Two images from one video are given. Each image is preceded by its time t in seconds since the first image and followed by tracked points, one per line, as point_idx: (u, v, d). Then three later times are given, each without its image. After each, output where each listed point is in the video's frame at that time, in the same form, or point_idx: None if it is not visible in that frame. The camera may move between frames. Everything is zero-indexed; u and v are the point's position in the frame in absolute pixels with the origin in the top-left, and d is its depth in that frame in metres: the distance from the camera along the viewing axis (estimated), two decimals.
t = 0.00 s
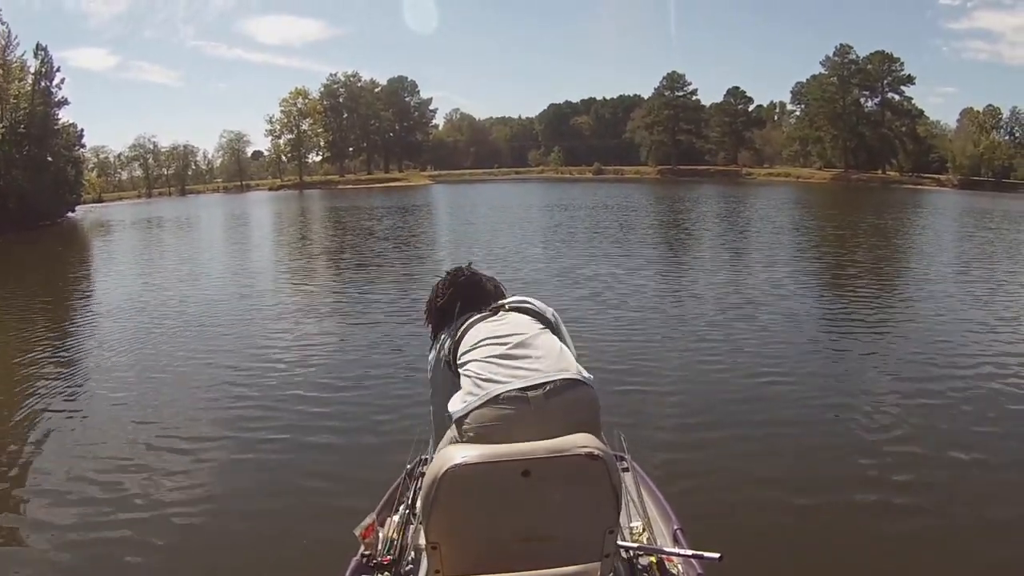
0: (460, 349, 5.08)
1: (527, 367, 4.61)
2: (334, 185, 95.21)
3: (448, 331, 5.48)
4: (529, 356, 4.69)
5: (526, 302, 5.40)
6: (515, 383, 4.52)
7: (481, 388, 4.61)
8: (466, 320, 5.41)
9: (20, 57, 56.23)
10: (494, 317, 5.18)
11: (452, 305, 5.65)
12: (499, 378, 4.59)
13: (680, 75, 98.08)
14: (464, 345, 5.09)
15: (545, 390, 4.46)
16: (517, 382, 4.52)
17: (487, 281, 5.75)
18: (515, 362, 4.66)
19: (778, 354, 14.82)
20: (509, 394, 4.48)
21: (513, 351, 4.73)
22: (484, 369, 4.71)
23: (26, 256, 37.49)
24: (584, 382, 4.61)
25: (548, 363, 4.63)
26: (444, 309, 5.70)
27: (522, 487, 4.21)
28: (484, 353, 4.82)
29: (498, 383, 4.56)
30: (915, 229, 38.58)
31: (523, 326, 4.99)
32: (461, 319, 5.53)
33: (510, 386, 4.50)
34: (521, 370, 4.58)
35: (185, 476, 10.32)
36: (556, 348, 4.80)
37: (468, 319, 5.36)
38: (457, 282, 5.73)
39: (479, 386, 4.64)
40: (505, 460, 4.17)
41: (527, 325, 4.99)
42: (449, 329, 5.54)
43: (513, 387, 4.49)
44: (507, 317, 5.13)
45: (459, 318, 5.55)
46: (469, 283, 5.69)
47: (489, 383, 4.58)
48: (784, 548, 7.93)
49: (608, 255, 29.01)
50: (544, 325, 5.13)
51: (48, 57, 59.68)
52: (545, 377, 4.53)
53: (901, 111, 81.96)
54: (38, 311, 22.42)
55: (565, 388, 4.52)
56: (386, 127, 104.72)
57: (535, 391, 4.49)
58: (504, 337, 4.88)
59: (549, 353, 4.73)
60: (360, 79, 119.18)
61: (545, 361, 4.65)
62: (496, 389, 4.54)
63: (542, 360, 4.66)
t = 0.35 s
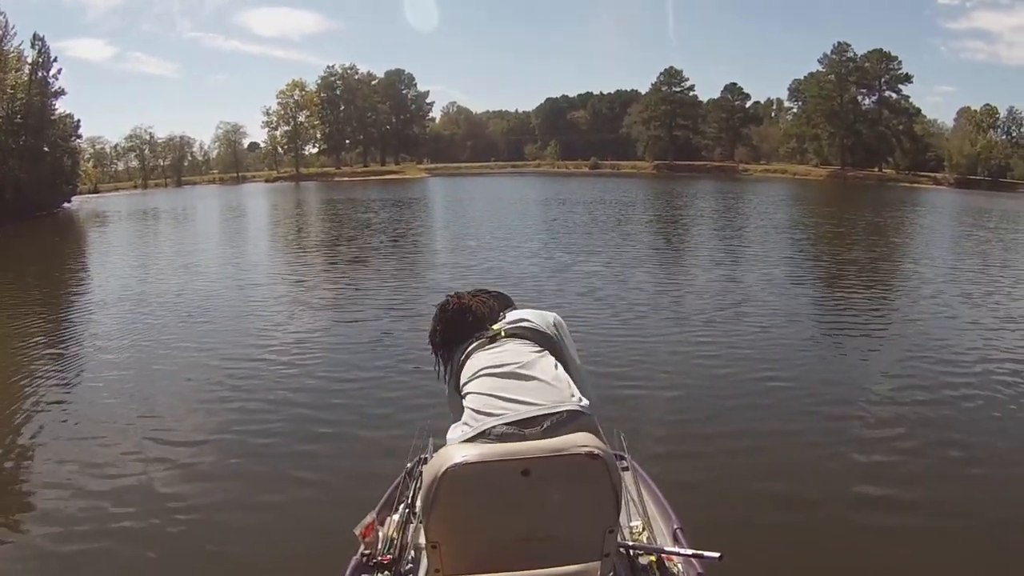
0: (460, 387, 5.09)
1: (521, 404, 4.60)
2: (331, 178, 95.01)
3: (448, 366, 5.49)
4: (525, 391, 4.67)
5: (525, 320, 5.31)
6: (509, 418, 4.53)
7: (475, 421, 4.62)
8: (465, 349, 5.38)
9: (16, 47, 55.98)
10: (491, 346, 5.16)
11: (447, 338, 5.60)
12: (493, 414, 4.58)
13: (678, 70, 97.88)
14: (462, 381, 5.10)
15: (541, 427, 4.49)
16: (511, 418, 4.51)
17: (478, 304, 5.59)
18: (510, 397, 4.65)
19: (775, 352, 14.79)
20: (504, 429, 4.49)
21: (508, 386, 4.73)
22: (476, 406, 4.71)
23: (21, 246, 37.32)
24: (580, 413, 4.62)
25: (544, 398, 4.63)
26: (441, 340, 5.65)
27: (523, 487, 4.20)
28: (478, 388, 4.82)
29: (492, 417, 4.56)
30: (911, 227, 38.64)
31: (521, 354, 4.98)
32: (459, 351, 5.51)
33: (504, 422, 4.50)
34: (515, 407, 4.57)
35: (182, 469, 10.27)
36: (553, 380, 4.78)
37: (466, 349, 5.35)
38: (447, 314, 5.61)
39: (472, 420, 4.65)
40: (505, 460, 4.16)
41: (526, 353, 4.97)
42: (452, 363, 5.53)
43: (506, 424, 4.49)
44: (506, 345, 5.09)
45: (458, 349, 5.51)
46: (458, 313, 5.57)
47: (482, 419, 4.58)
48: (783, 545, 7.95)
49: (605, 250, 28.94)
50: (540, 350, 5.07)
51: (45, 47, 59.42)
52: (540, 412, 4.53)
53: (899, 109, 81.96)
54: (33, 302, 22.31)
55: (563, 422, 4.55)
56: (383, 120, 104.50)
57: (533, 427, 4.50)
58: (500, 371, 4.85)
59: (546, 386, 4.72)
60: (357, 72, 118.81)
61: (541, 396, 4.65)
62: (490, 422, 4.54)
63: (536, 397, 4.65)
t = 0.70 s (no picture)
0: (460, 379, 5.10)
1: (521, 401, 4.61)
2: (326, 175, 94.94)
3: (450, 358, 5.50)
4: (525, 388, 4.69)
5: (528, 318, 5.33)
6: (509, 415, 4.54)
7: (475, 417, 4.63)
8: (467, 343, 5.39)
9: (10, 45, 55.88)
10: (493, 341, 5.16)
11: (449, 331, 5.61)
12: (493, 411, 4.59)
13: (673, 67, 97.86)
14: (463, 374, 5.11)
15: (542, 424, 4.50)
16: (511, 415, 4.53)
17: (482, 298, 5.62)
18: (510, 394, 4.66)
19: (772, 349, 14.82)
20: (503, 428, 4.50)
21: (509, 382, 4.74)
22: (476, 402, 4.72)
23: (15, 245, 37.23)
24: (581, 411, 4.62)
25: (544, 395, 4.64)
26: (442, 333, 5.67)
27: (522, 486, 4.21)
28: (478, 383, 4.83)
29: (492, 414, 4.57)
30: (905, 223, 38.74)
31: (522, 351, 4.99)
32: (461, 344, 5.52)
33: (504, 419, 4.51)
34: (515, 405, 4.58)
35: (181, 469, 10.25)
36: (553, 377, 4.78)
37: (468, 344, 5.36)
38: (450, 308, 5.63)
39: (472, 416, 4.66)
40: (505, 460, 4.16)
41: (526, 350, 4.98)
42: (453, 355, 5.54)
43: (506, 420, 4.50)
44: (507, 341, 5.10)
45: (460, 342, 5.52)
46: (462, 306, 5.59)
47: (482, 416, 4.60)
48: (781, 543, 7.99)
49: (601, 247, 28.93)
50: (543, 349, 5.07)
51: (39, 45, 59.26)
52: (541, 409, 4.55)
53: (893, 105, 82.11)
54: (28, 302, 22.22)
55: (563, 419, 4.56)
56: (377, 117, 104.47)
57: (533, 424, 4.52)
58: (502, 366, 4.86)
59: (546, 383, 4.72)
60: (351, 69, 118.68)
61: (541, 393, 4.66)
62: (489, 418, 4.55)
63: (536, 393, 4.66)
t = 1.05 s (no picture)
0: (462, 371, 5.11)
1: (524, 390, 4.63)
2: (322, 186, 95.03)
3: (451, 350, 5.53)
4: (526, 378, 4.71)
5: (529, 314, 5.34)
6: (511, 406, 4.55)
7: (477, 408, 4.67)
8: (469, 338, 5.41)
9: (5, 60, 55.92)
10: (495, 336, 5.18)
11: (451, 323, 5.64)
12: (495, 401, 4.63)
13: (666, 73, 98.14)
14: (465, 366, 5.15)
15: (544, 414, 4.51)
16: (513, 404, 4.56)
17: (487, 293, 5.65)
18: (512, 384, 4.69)
19: (769, 352, 14.82)
20: (506, 418, 4.51)
21: (511, 372, 4.76)
22: (478, 393, 4.76)
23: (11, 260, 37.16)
24: (583, 403, 4.64)
25: (545, 384, 4.65)
26: (445, 326, 5.70)
27: (523, 486, 4.20)
28: (480, 374, 4.87)
29: (494, 405, 4.60)
30: (900, 225, 38.85)
31: (523, 345, 4.99)
32: (463, 338, 5.54)
33: (506, 408, 4.53)
34: (517, 394, 4.61)
35: (181, 480, 10.23)
36: (554, 369, 4.80)
37: (471, 338, 5.38)
38: (454, 300, 5.67)
39: (475, 406, 4.70)
40: (503, 460, 4.16)
41: (528, 344, 4.99)
42: (453, 348, 5.57)
43: (508, 411, 4.53)
44: (509, 335, 5.12)
45: (461, 337, 5.55)
46: (466, 300, 5.63)
47: (484, 406, 4.64)
48: (781, 545, 8.00)
49: (597, 254, 28.95)
50: (543, 344, 5.08)
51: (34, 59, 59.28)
52: (542, 399, 4.56)
53: (887, 108, 82.44)
54: (25, 315, 22.18)
55: (565, 410, 4.57)
56: (372, 127, 104.68)
57: (535, 413, 4.52)
58: (504, 357, 4.89)
59: (547, 373, 4.74)
60: (345, 79, 118.90)
61: (543, 383, 4.67)
62: (491, 409, 4.58)
63: (537, 382, 4.68)
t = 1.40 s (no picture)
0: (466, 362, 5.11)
1: (529, 382, 4.64)
2: (316, 185, 94.89)
3: (454, 341, 5.52)
4: (531, 370, 4.71)
5: (533, 309, 5.36)
6: (517, 397, 4.55)
7: (482, 400, 4.66)
8: (473, 331, 5.41)
9: None
10: (499, 329, 5.20)
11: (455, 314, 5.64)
12: (500, 393, 4.63)
13: (661, 74, 98.24)
14: (469, 358, 5.15)
15: (549, 406, 4.51)
16: (520, 395, 4.56)
17: (492, 286, 5.64)
18: (517, 375, 4.69)
19: (766, 354, 14.85)
20: (512, 410, 4.51)
21: (518, 364, 4.78)
22: (482, 385, 4.76)
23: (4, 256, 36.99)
24: (586, 397, 4.65)
25: (551, 377, 4.66)
26: (449, 316, 5.70)
27: (523, 487, 4.21)
28: (485, 367, 4.87)
29: (499, 396, 4.60)
30: (893, 227, 39.05)
31: (528, 338, 5.00)
32: (466, 330, 5.55)
33: (512, 400, 4.53)
34: (524, 386, 4.61)
35: (178, 478, 10.20)
36: (557, 362, 4.81)
37: (474, 331, 5.37)
38: (459, 291, 5.66)
39: (479, 399, 4.69)
40: (504, 460, 4.17)
41: (532, 338, 5.01)
42: (455, 339, 5.57)
43: (514, 403, 4.53)
44: (514, 328, 5.14)
45: (463, 329, 5.55)
46: (473, 293, 5.60)
47: (490, 398, 4.63)
48: (777, 545, 8.04)
49: (592, 254, 28.96)
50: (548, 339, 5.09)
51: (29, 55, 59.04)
52: (547, 391, 4.56)
53: (883, 110, 82.66)
54: (19, 312, 22.09)
55: (570, 404, 4.58)
56: (367, 126, 104.60)
57: (541, 405, 4.53)
58: (510, 350, 4.90)
59: (551, 366, 4.75)
60: (341, 78, 118.76)
61: (548, 375, 4.67)
62: (497, 401, 4.58)
63: (543, 376, 4.68)
